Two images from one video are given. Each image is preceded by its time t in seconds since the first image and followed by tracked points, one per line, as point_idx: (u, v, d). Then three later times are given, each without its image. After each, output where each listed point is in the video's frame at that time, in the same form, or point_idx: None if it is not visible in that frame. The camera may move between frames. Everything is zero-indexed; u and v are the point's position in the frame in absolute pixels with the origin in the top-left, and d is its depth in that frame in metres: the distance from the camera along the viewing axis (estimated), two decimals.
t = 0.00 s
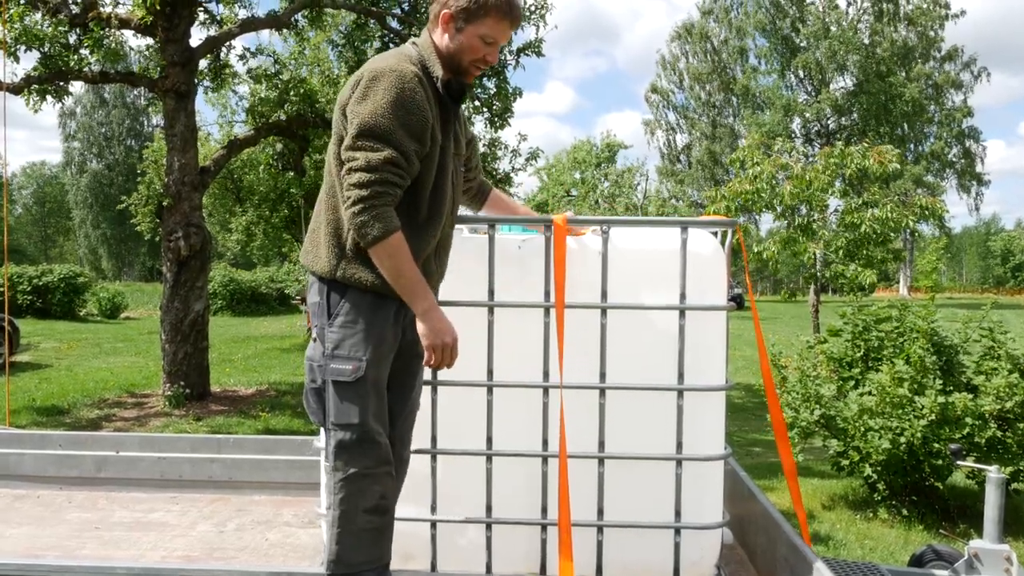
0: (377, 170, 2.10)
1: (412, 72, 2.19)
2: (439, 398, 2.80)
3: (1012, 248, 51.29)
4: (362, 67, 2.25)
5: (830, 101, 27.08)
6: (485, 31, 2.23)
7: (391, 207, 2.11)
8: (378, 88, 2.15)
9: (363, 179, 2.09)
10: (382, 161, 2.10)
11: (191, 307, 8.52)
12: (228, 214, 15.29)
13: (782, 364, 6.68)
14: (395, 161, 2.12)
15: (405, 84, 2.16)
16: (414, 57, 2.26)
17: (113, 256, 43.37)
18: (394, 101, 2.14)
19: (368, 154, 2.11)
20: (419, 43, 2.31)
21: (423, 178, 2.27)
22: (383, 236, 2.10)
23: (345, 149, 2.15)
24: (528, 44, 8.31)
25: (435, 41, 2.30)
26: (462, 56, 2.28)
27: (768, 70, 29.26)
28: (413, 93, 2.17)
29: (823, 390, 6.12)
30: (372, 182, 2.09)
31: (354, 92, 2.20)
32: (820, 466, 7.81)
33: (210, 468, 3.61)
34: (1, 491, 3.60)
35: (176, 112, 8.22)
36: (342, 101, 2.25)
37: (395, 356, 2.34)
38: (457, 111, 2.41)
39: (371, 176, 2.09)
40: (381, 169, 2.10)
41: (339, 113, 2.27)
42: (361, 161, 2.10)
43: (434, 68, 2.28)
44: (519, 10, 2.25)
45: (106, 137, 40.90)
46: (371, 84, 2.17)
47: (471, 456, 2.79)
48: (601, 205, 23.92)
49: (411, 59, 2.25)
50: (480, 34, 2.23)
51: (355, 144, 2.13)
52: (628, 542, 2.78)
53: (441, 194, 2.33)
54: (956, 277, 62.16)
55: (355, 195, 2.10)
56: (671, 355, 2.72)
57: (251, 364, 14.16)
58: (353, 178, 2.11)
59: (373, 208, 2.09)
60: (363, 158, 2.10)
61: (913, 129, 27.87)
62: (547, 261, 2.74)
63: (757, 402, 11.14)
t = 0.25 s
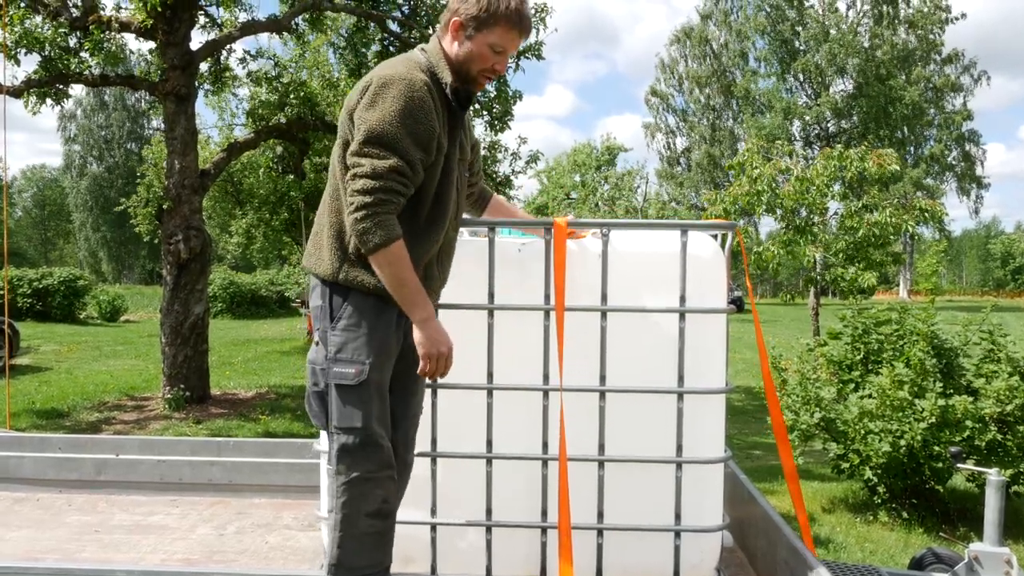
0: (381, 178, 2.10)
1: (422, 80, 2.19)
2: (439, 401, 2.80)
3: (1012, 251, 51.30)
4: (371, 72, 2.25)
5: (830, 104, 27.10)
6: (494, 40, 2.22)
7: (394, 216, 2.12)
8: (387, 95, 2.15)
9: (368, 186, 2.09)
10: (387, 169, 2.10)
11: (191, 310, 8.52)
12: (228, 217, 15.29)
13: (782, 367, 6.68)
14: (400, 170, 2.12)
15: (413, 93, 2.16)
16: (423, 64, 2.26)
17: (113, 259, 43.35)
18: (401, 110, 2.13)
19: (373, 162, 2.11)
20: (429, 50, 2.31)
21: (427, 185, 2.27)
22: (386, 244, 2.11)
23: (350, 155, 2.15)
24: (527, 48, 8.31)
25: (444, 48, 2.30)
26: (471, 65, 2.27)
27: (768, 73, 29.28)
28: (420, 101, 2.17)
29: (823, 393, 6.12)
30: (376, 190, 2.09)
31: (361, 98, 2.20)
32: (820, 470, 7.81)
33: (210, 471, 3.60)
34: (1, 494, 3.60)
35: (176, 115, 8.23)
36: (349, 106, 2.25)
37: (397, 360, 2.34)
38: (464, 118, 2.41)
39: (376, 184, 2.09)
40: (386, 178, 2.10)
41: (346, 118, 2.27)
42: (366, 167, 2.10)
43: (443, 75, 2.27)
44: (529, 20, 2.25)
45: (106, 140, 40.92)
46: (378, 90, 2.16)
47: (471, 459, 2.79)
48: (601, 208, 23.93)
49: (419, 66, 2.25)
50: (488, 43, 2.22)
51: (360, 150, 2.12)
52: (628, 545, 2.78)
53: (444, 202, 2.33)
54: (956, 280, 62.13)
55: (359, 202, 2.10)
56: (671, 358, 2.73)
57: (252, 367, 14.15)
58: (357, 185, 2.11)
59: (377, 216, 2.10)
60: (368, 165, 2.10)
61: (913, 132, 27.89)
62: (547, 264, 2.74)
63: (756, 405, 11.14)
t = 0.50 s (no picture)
0: (400, 191, 2.10)
1: (433, 88, 2.18)
2: (439, 402, 2.80)
3: (1012, 253, 51.30)
4: (379, 78, 2.22)
5: (830, 106, 27.11)
6: (502, 48, 2.22)
7: (413, 226, 2.12)
8: (401, 105, 2.13)
9: (388, 200, 2.08)
10: (405, 182, 2.10)
11: (191, 312, 8.52)
12: (227, 220, 15.29)
13: (782, 369, 6.67)
14: (416, 181, 2.13)
15: (426, 102, 2.15)
16: (431, 69, 2.24)
17: (113, 261, 43.37)
18: (415, 120, 2.13)
19: (391, 174, 2.10)
20: (433, 53, 2.30)
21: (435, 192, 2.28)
22: (405, 255, 2.11)
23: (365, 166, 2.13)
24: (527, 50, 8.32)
25: (451, 53, 2.28)
26: (476, 72, 2.27)
27: (768, 75, 29.30)
28: (433, 110, 2.16)
29: (823, 395, 6.11)
30: (393, 202, 2.09)
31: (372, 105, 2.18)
32: (820, 471, 7.81)
33: (210, 473, 3.60)
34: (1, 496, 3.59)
35: (176, 117, 8.24)
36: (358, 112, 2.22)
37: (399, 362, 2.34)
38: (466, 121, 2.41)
39: (394, 197, 2.09)
40: (403, 190, 2.10)
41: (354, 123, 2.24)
42: (385, 181, 2.09)
43: (450, 80, 2.25)
44: (536, 29, 2.26)
45: (107, 142, 40.96)
46: (390, 99, 2.14)
47: (471, 462, 2.79)
48: (601, 210, 23.93)
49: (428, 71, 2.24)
50: (497, 51, 2.23)
51: (376, 162, 2.11)
52: (629, 548, 2.78)
53: (448, 206, 2.34)
54: (956, 282, 62.09)
55: (379, 215, 2.09)
56: (671, 360, 2.73)
57: (252, 369, 14.15)
58: (375, 198, 2.11)
59: (394, 228, 2.09)
60: (386, 178, 2.09)
61: (913, 134, 27.91)
62: (547, 266, 2.74)
63: (756, 407, 11.13)
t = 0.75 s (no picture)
0: (442, 212, 2.12)
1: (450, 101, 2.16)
2: (438, 403, 2.80)
3: (1012, 254, 51.29)
4: (393, 89, 2.16)
5: (830, 107, 27.11)
6: (514, 59, 2.22)
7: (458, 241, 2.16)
8: (426, 121, 2.11)
9: (432, 222, 2.10)
10: (445, 202, 2.13)
11: (191, 313, 8.52)
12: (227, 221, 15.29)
13: (782, 370, 6.66)
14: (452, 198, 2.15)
15: (447, 117, 2.14)
16: (442, 79, 2.21)
17: (114, 262, 43.39)
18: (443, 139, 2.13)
19: (432, 195, 2.11)
20: (440, 61, 2.26)
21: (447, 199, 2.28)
22: (460, 266, 2.15)
23: (398, 186, 2.11)
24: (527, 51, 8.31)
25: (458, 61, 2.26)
26: (484, 80, 2.26)
27: (768, 77, 29.31)
28: (454, 126, 2.16)
29: (823, 396, 6.11)
30: (438, 224, 2.11)
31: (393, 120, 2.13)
32: (820, 473, 7.80)
33: (210, 474, 3.61)
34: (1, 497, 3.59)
35: (176, 118, 8.24)
36: (375, 125, 2.16)
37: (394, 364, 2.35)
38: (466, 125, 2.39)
39: (438, 219, 2.11)
40: (447, 212, 2.12)
41: (368, 135, 2.18)
42: (426, 203, 2.10)
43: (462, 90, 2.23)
44: (546, 38, 2.24)
45: (107, 143, 40.96)
46: (415, 116, 2.10)
47: (470, 463, 2.79)
48: (601, 211, 23.92)
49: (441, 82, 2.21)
50: (510, 62, 2.22)
51: (412, 183, 2.10)
52: (629, 549, 2.77)
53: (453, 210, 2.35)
54: (956, 283, 62.06)
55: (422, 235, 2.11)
56: (671, 360, 2.72)
57: (252, 370, 14.14)
58: (417, 220, 2.11)
59: (444, 247, 2.12)
60: (429, 201, 2.10)
61: (913, 135, 27.90)
62: (547, 267, 2.74)
63: (757, 409, 11.13)
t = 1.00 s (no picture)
0: (467, 227, 2.14)
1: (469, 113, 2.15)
2: (438, 403, 2.80)
3: (1012, 254, 51.28)
4: (410, 99, 2.12)
5: (830, 108, 27.12)
6: (526, 68, 2.21)
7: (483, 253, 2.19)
8: (451, 136, 2.09)
9: (459, 237, 2.12)
10: (469, 216, 2.14)
11: (191, 314, 8.52)
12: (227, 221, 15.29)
13: (781, 371, 6.66)
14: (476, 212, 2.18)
15: (468, 130, 2.13)
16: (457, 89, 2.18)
17: (113, 263, 43.39)
18: (466, 153, 2.12)
19: (457, 210, 2.12)
20: (451, 68, 2.24)
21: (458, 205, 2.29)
22: (487, 278, 2.17)
23: (422, 202, 2.10)
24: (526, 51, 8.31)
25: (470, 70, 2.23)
26: (494, 89, 2.25)
27: (768, 77, 29.30)
28: (473, 138, 2.16)
29: (822, 397, 6.12)
30: (464, 238, 2.13)
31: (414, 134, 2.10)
32: (820, 473, 7.81)
33: (210, 475, 3.61)
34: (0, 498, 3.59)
35: (176, 119, 8.25)
36: (393, 137, 2.12)
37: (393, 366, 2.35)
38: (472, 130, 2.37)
39: (464, 234, 2.13)
40: (473, 227, 2.14)
41: (384, 145, 2.14)
42: (454, 219, 2.12)
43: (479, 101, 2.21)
44: (557, 47, 2.24)
45: (108, 144, 40.96)
46: (438, 132, 2.08)
47: (470, 463, 2.79)
48: (601, 212, 23.93)
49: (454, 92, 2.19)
50: (523, 71, 2.22)
51: (436, 201, 2.10)
52: (629, 550, 2.77)
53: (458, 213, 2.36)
54: (956, 284, 62.06)
55: (449, 249, 2.13)
56: (671, 360, 2.72)
57: (252, 371, 14.14)
58: (444, 235, 2.13)
59: (469, 261, 2.14)
60: (455, 216, 2.12)
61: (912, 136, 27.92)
62: (547, 268, 2.74)
63: (756, 409, 11.13)
